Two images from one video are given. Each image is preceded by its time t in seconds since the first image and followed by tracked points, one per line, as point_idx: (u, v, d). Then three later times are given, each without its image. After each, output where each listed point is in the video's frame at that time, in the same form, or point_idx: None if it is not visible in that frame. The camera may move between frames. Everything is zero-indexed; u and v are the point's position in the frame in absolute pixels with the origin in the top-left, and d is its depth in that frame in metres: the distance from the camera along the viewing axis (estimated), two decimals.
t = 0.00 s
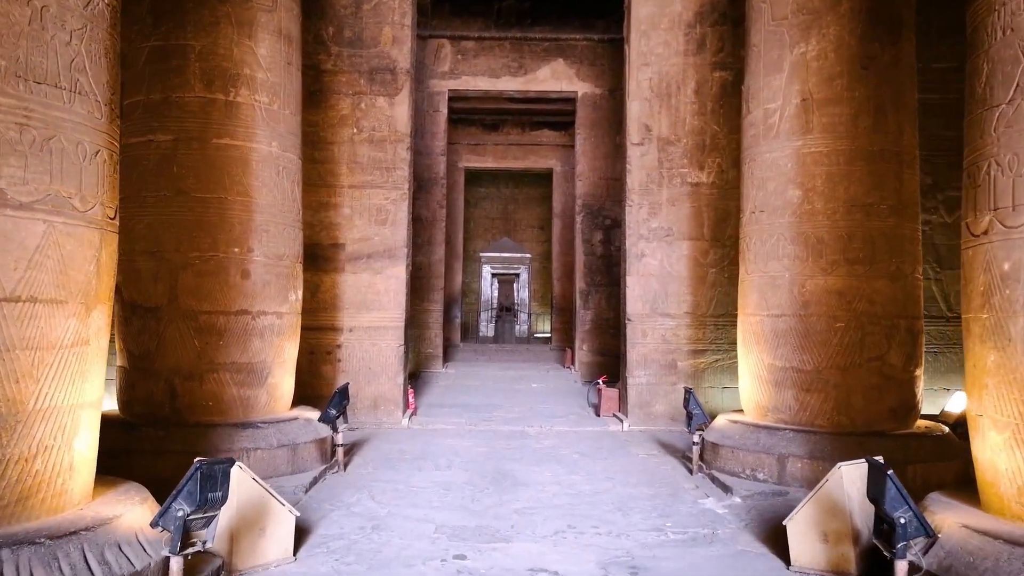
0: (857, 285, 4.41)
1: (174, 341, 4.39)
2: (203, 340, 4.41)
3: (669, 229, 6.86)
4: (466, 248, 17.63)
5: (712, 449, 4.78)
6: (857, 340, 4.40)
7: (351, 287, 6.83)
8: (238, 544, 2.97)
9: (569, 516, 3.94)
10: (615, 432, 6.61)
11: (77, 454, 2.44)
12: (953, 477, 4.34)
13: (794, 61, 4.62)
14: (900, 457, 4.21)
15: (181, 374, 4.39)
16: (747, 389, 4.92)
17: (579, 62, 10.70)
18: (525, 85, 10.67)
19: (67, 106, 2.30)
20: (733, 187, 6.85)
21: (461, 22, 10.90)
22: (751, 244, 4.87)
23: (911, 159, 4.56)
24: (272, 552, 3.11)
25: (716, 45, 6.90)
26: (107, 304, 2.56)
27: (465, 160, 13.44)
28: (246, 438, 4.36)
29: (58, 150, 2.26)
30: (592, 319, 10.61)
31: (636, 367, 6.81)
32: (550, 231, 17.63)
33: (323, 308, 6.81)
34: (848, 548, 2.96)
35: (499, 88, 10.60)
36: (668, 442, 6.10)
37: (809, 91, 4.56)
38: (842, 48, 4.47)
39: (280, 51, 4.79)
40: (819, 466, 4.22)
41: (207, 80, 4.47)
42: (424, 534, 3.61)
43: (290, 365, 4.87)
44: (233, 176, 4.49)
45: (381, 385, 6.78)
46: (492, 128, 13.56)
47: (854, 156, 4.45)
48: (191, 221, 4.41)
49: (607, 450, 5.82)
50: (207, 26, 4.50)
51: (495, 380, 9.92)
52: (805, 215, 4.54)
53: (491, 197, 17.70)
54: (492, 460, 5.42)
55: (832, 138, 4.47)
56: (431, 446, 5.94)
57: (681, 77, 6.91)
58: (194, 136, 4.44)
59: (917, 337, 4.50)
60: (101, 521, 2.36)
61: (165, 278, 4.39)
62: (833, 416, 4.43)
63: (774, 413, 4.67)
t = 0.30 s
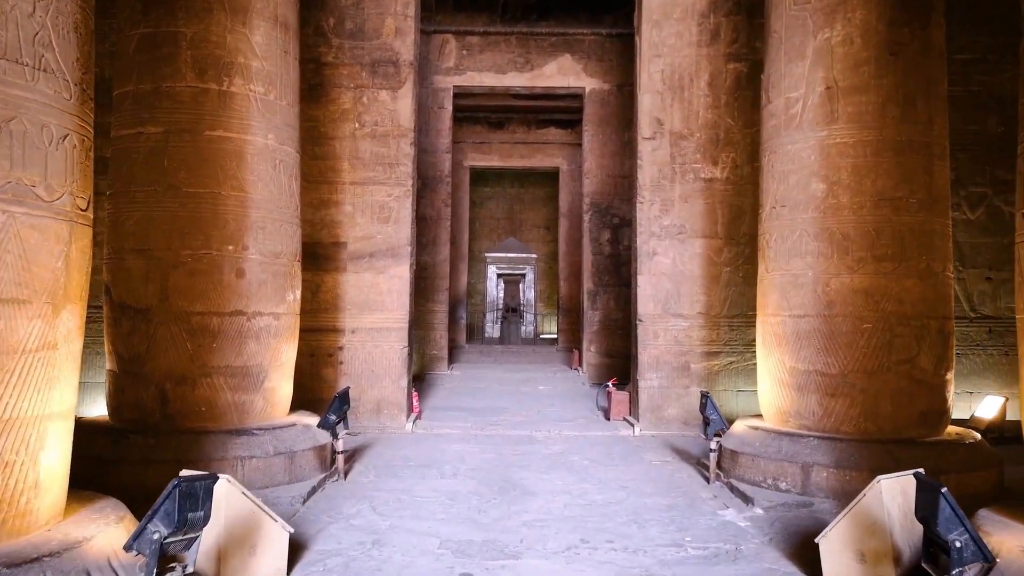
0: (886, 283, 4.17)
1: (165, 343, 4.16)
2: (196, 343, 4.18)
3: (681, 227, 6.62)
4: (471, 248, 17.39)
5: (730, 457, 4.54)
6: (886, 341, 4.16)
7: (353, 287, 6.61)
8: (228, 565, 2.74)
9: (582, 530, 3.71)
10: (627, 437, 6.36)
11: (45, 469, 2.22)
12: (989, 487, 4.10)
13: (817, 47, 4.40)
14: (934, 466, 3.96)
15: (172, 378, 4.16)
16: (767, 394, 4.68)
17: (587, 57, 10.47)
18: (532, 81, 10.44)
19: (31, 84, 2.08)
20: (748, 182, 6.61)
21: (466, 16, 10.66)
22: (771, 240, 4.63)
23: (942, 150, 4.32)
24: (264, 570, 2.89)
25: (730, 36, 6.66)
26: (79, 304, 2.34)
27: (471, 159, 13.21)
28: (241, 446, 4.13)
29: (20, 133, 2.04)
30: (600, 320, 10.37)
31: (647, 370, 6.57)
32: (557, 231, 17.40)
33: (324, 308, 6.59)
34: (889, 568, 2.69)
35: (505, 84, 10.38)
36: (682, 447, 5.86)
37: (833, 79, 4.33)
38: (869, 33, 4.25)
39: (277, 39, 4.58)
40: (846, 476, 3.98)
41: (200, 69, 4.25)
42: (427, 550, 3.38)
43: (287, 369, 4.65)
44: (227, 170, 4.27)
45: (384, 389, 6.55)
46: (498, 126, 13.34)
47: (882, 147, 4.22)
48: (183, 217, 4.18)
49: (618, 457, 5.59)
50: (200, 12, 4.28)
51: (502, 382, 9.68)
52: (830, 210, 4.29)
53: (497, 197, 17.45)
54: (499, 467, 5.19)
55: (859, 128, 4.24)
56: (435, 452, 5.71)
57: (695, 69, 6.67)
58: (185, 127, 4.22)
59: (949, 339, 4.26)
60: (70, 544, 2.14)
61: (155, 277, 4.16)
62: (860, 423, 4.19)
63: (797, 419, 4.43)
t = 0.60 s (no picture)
0: (913, 283, 3.93)
1: (150, 347, 3.94)
2: (183, 346, 3.95)
3: (693, 225, 6.38)
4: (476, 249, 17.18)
5: (747, 466, 4.30)
6: (913, 344, 3.92)
7: (352, 287, 6.39)
8: None
9: (591, 547, 3.47)
10: (636, 443, 6.13)
11: None
12: None
13: (840, 34, 4.17)
14: (967, 477, 3.72)
15: (158, 384, 3.93)
16: (786, 400, 4.44)
17: (593, 53, 10.24)
18: (537, 77, 10.22)
19: None
20: (762, 178, 6.37)
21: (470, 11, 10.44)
22: (790, 238, 4.40)
23: (972, 142, 4.08)
24: None
25: (743, 27, 6.43)
26: (36, 307, 2.14)
27: (475, 158, 12.99)
28: (230, 455, 3.89)
29: None
30: (607, 322, 10.14)
31: (657, 373, 6.33)
32: (562, 232, 17.17)
33: (323, 310, 6.38)
34: None
35: (510, 81, 10.16)
36: (694, 455, 5.62)
37: (856, 67, 4.10)
38: (894, 17, 4.01)
39: (269, 27, 4.37)
40: (872, 487, 3.74)
41: (187, 57, 4.03)
42: (426, 569, 3.14)
43: (281, 374, 4.43)
44: (216, 164, 4.05)
45: (385, 393, 6.33)
46: (502, 125, 13.11)
47: (909, 138, 3.98)
48: (169, 214, 3.96)
49: (628, 465, 5.35)
50: None
51: (506, 385, 9.45)
52: (853, 205, 4.06)
53: (502, 197, 17.24)
54: (503, 476, 4.96)
55: (884, 118, 4.01)
56: (437, 459, 5.49)
57: (706, 61, 6.44)
58: (172, 119, 4.00)
59: (979, 342, 4.01)
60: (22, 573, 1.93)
61: (141, 277, 3.94)
62: (886, 431, 3.95)
63: (818, 427, 4.19)
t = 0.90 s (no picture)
0: (937, 281, 3.71)
1: (130, 349, 3.73)
2: (165, 348, 3.74)
3: (700, 222, 6.16)
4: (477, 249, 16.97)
5: (759, 475, 4.08)
6: (937, 347, 3.69)
7: (348, 287, 6.17)
8: None
9: (596, 562, 3.25)
10: (642, 449, 5.92)
11: None
12: None
13: (859, 18, 3.95)
14: (996, 488, 3.50)
15: (138, 388, 3.72)
16: (801, 404, 4.22)
17: (597, 48, 10.03)
18: (539, 72, 10.00)
19: None
20: (772, 174, 6.15)
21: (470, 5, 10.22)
22: (805, 234, 4.18)
23: (999, 133, 3.86)
24: None
25: (752, 17, 6.21)
26: None
27: (476, 156, 12.78)
28: (214, 463, 3.68)
29: None
30: (611, 322, 9.92)
31: (664, 376, 6.11)
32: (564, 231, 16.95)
33: (317, 310, 6.17)
34: None
35: (512, 76, 9.94)
36: (703, 461, 5.40)
37: (877, 53, 3.88)
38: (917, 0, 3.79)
39: (257, 12, 4.15)
40: (895, 498, 3.52)
41: (170, 43, 3.82)
42: None
43: (269, 377, 4.21)
44: (199, 155, 3.83)
45: (382, 396, 6.12)
46: (504, 122, 12.89)
47: (933, 128, 3.75)
48: (150, 208, 3.74)
49: (634, 471, 5.13)
50: None
51: (508, 387, 9.24)
52: (874, 199, 3.84)
53: (503, 196, 17.02)
54: (503, 483, 4.74)
55: (907, 107, 3.79)
56: (435, 465, 5.27)
57: (714, 52, 6.22)
58: (153, 108, 3.78)
59: (1007, 344, 3.79)
60: None
61: (121, 275, 3.73)
62: (909, 438, 3.73)
63: (836, 434, 3.97)
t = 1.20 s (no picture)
0: (966, 279, 3.48)
1: (105, 352, 3.50)
2: (142, 351, 3.51)
3: (708, 217, 5.93)
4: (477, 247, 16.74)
5: (774, 484, 3.85)
6: (966, 349, 3.46)
7: (342, 285, 5.94)
8: None
9: None
10: (648, 453, 5.69)
11: None
12: None
13: None
14: None
15: (114, 393, 3.50)
16: (819, 409, 3.98)
17: (599, 41, 9.80)
18: (541, 66, 9.75)
19: None
20: (783, 167, 5.92)
21: None
22: (822, 228, 3.94)
23: None
24: None
25: (762, 5, 5.97)
26: None
27: (476, 152, 12.52)
28: (194, 473, 3.45)
29: None
30: (614, 322, 9.68)
31: (670, 378, 5.88)
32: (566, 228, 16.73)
33: (310, 309, 5.94)
34: None
35: (512, 69, 9.70)
36: (712, 467, 5.17)
37: (900, 36, 3.63)
38: None
39: None
40: (922, 511, 3.29)
41: (147, 26, 3.58)
42: None
43: (255, 380, 3.98)
44: (179, 146, 3.59)
45: (377, 399, 5.89)
46: (505, 118, 12.64)
47: (961, 115, 3.52)
48: (126, 202, 3.51)
49: (640, 478, 4.90)
50: None
51: (508, 388, 9.01)
52: (897, 191, 3.60)
53: (504, 194, 16.78)
54: (503, 491, 4.51)
55: (933, 93, 3.55)
56: (432, 471, 5.05)
57: (722, 41, 5.98)
58: (130, 95, 3.55)
59: None
60: None
61: (95, 273, 3.50)
62: (935, 446, 3.50)
63: (856, 441, 3.74)
